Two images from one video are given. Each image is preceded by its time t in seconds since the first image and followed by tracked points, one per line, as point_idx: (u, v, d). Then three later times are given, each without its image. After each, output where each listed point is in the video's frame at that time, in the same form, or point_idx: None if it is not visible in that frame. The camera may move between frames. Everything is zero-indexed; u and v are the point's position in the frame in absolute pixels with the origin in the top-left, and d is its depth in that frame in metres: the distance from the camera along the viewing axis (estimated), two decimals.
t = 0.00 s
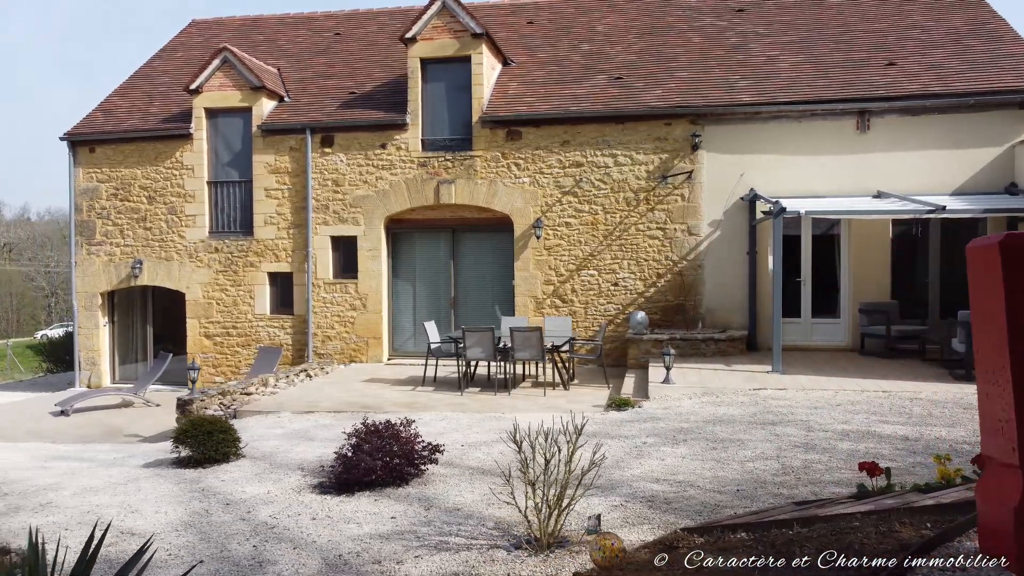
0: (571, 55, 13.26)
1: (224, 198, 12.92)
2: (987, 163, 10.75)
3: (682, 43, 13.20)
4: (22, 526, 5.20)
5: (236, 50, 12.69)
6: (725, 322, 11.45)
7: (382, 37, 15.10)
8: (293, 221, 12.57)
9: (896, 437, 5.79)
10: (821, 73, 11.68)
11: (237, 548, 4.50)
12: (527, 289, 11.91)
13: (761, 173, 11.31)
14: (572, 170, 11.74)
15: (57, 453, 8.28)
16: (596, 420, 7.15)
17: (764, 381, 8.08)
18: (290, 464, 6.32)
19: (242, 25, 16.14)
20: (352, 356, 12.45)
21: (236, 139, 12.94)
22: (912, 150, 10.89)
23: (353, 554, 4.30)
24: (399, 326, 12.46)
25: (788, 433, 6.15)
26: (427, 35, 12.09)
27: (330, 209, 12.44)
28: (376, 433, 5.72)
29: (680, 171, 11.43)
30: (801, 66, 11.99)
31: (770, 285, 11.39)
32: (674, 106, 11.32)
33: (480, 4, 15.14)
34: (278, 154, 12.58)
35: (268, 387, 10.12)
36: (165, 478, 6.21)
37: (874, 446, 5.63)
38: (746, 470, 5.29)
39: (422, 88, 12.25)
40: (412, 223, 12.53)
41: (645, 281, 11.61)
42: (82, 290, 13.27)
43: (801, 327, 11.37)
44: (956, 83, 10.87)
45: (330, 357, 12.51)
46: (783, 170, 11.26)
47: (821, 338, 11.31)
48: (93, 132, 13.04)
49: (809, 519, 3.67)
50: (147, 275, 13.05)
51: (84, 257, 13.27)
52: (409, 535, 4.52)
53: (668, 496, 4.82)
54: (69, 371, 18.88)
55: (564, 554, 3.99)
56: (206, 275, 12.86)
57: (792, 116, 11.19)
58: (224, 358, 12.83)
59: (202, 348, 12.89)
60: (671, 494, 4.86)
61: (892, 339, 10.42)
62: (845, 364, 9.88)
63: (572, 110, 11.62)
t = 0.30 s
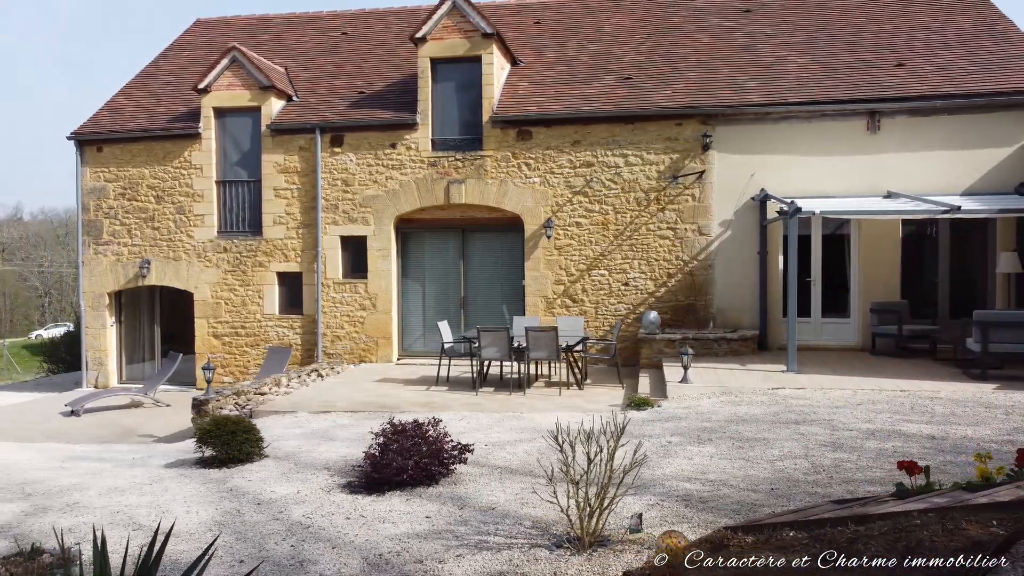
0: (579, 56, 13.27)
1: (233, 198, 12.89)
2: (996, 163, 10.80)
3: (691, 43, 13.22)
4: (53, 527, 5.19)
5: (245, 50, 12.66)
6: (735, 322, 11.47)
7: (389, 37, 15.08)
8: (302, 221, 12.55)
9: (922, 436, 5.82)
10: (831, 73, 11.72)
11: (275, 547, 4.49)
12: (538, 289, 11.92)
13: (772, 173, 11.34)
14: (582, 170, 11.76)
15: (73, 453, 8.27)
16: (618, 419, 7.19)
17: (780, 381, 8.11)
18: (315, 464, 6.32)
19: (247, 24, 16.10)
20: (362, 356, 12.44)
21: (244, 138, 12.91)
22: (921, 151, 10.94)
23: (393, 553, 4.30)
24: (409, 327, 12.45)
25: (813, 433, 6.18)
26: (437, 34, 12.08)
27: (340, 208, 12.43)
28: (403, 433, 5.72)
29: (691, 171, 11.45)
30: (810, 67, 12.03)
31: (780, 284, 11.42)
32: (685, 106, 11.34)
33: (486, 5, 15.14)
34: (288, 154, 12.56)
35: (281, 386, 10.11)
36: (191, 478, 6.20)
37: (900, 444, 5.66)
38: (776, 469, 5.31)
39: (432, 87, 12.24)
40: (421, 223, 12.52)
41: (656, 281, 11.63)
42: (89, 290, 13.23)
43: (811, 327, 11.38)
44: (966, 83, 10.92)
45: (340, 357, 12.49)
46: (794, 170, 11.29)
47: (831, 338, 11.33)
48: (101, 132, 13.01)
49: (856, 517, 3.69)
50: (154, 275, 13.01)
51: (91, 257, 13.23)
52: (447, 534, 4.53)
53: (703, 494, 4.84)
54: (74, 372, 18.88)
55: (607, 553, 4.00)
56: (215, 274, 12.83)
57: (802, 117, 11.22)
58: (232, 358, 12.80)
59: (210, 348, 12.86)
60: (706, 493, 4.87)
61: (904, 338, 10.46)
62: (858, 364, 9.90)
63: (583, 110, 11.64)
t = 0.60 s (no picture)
0: (588, 56, 13.30)
1: (242, 198, 12.86)
2: (1005, 164, 10.87)
3: (699, 44, 13.26)
4: (85, 527, 5.17)
5: (254, 49, 12.63)
6: (746, 321, 11.51)
7: (396, 36, 15.07)
8: (312, 221, 12.54)
9: (948, 434, 5.86)
10: (840, 74, 11.77)
11: (315, 546, 4.49)
12: (548, 288, 11.93)
13: (783, 173, 11.39)
14: (593, 170, 11.79)
15: (89, 453, 8.24)
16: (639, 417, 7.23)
17: (798, 380, 8.14)
18: (342, 463, 6.32)
19: (252, 23, 16.07)
20: (371, 355, 12.43)
21: (253, 138, 12.88)
22: (931, 151, 11.00)
23: (435, 552, 4.31)
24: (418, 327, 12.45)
25: (839, 431, 6.21)
26: (448, 34, 12.08)
27: (349, 208, 12.41)
28: (433, 433, 5.72)
29: (701, 171, 11.49)
30: (819, 67, 12.09)
31: (790, 284, 11.47)
32: (696, 107, 11.38)
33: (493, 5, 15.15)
34: (297, 153, 12.54)
35: (295, 386, 10.10)
36: (218, 478, 6.19)
37: (928, 443, 5.70)
38: (808, 467, 5.34)
39: (442, 87, 12.24)
40: (430, 223, 12.52)
41: (666, 281, 11.67)
42: (96, 290, 13.18)
43: (820, 326, 11.45)
44: (975, 84, 10.99)
45: (349, 357, 12.48)
46: (804, 170, 11.33)
47: (840, 337, 11.40)
48: (108, 131, 12.96)
49: (904, 513, 3.72)
50: (162, 275, 12.97)
51: (98, 257, 13.19)
52: (487, 532, 4.54)
53: (739, 493, 4.86)
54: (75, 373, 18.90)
55: (650, 551, 4.02)
56: (223, 274, 12.81)
57: (813, 117, 11.27)
58: (241, 358, 12.78)
59: (219, 348, 12.83)
60: (742, 491, 4.89)
61: (914, 338, 10.54)
62: (870, 363, 9.96)
63: (594, 109, 11.67)
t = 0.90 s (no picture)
0: (598, 56, 13.32)
1: (252, 197, 12.84)
2: (1016, 164, 10.93)
3: (709, 44, 13.29)
4: (122, 527, 5.16)
5: (265, 48, 12.60)
6: (758, 321, 11.55)
7: (405, 36, 15.07)
8: (323, 220, 12.52)
9: (978, 433, 5.90)
10: (852, 74, 11.81)
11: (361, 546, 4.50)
12: (560, 288, 11.95)
13: (795, 173, 11.42)
14: (605, 170, 11.81)
15: (109, 453, 8.22)
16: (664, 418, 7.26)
17: (817, 380, 8.18)
18: (371, 463, 6.32)
19: (260, 23, 16.04)
20: (383, 355, 12.42)
21: (263, 138, 12.85)
22: (942, 152, 11.05)
23: (483, 551, 4.32)
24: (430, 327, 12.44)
25: (867, 429, 6.25)
26: (460, 34, 12.09)
27: (361, 208, 12.41)
28: (466, 433, 5.73)
29: (714, 171, 11.52)
30: (830, 68, 12.13)
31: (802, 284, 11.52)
32: (709, 107, 11.41)
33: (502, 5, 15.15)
34: (308, 153, 12.52)
35: (311, 385, 10.11)
36: (248, 478, 6.18)
37: (958, 441, 5.74)
38: (842, 466, 5.37)
39: (454, 87, 12.23)
40: (442, 223, 12.53)
41: (679, 280, 11.70)
42: (106, 291, 13.16)
43: (833, 325, 11.51)
44: (987, 85, 11.04)
45: (361, 356, 12.47)
46: (817, 170, 11.37)
47: (852, 336, 11.45)
48: (118, 131, 12.93)
49: (954, 511, 3.75)
50: (173, 275, 12.94)
51: (108, 256, 13.16)
52: (531, 531, 4.56)
53: (778, 491, 4.89)
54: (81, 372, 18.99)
55: (698, 551, 4.04)
56: (234, 274, 12.79)
57: (825, 117, 11.31)
58: (252, 358, 12.77)
59: (230, 348, 12.82)
60: (780, 490, 4.92)
61: (927, 337, 10.59)
62: (885, 363, 10.00)
63: (606, 110, 11.70)
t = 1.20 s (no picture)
0: (611, 56, 13.34)
1: (265, 196, 12.82)
2: None
3: (721, 44, 13.31)
4: (161, 527, 5.15)
5: (278, 48, 12.59)
6: (772, 320, 11.57)
7: (415, 35, 15.05)
8: (336, 220, 12.52)
9: (1010, 433, 5.92)
10: (865, 74, 11.84)
11: (408, 545, 4.50)
12: (574, 288, 11.96)
13: (809, 174, 11.46)
14: (620, 170, 11.83)
15: (131, 452, 8.20)
16: (690, 417, 7.30)
17: (838, 378, 8.22)
18: (403, 463, 6.33)
19: (269, 22, 16.01)
20: (396, 355, 12.41)
21: (276, 137, 12.83)
22: (956, 152, 11.09)
23: (532, 549, 4.34)
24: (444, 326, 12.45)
25: (897, 428, 6.28)
26: (474, 34, 12.09)
27: (374, 208, 12.40)
28: (501, 432, 5.74)
29: (728, 171, 11.55)
30: (843, 68, 12.16)
31: (816, 284, 11.56)
32: (723, 107, 11.44)
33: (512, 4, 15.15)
34: (321, 153, 12.52)
35: (329, 385, 10.12)
36: (281, 478, 6.18)
37: (992, 440, 5.76)
38: (879, 464, 5.39)
39: (467, 86, 12.24)
40: (455, 222, 12.54)
41: (693, 280, 11.72)
42: (117, 290, 13.13)
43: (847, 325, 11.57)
44: (1001, 85, 11.08)
45: (374, 356, 12.46)
46: (831, 170, 11.41)
47: (866, 336, 11.49)
48: (129, 130, 12.90)
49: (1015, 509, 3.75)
50: (185, 274, 12.92)
51: (119, 256, 13.13)
52: (578, 530, 4.57)
53: (819, 489, 4.91)
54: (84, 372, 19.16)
55: (750, 549, 4.05)
56: (246, 274, 12.77)
57: (839, 118, 11.35)
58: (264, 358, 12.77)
59: (242, 347, 12.81)
60: (822, 488, 4.94)
61: (943, 336, 10.63)
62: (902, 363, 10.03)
63: (621, 110, 11.72)
